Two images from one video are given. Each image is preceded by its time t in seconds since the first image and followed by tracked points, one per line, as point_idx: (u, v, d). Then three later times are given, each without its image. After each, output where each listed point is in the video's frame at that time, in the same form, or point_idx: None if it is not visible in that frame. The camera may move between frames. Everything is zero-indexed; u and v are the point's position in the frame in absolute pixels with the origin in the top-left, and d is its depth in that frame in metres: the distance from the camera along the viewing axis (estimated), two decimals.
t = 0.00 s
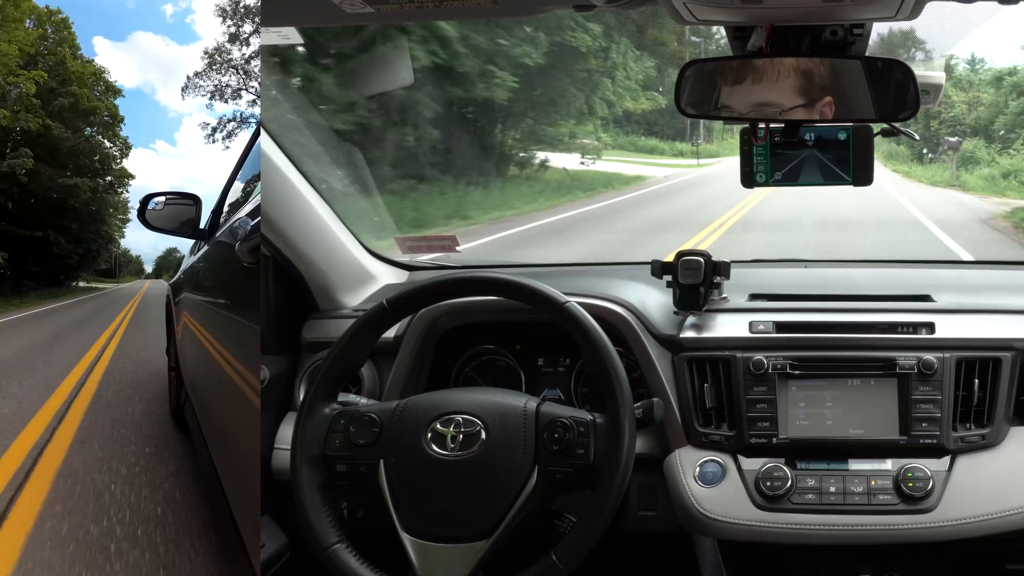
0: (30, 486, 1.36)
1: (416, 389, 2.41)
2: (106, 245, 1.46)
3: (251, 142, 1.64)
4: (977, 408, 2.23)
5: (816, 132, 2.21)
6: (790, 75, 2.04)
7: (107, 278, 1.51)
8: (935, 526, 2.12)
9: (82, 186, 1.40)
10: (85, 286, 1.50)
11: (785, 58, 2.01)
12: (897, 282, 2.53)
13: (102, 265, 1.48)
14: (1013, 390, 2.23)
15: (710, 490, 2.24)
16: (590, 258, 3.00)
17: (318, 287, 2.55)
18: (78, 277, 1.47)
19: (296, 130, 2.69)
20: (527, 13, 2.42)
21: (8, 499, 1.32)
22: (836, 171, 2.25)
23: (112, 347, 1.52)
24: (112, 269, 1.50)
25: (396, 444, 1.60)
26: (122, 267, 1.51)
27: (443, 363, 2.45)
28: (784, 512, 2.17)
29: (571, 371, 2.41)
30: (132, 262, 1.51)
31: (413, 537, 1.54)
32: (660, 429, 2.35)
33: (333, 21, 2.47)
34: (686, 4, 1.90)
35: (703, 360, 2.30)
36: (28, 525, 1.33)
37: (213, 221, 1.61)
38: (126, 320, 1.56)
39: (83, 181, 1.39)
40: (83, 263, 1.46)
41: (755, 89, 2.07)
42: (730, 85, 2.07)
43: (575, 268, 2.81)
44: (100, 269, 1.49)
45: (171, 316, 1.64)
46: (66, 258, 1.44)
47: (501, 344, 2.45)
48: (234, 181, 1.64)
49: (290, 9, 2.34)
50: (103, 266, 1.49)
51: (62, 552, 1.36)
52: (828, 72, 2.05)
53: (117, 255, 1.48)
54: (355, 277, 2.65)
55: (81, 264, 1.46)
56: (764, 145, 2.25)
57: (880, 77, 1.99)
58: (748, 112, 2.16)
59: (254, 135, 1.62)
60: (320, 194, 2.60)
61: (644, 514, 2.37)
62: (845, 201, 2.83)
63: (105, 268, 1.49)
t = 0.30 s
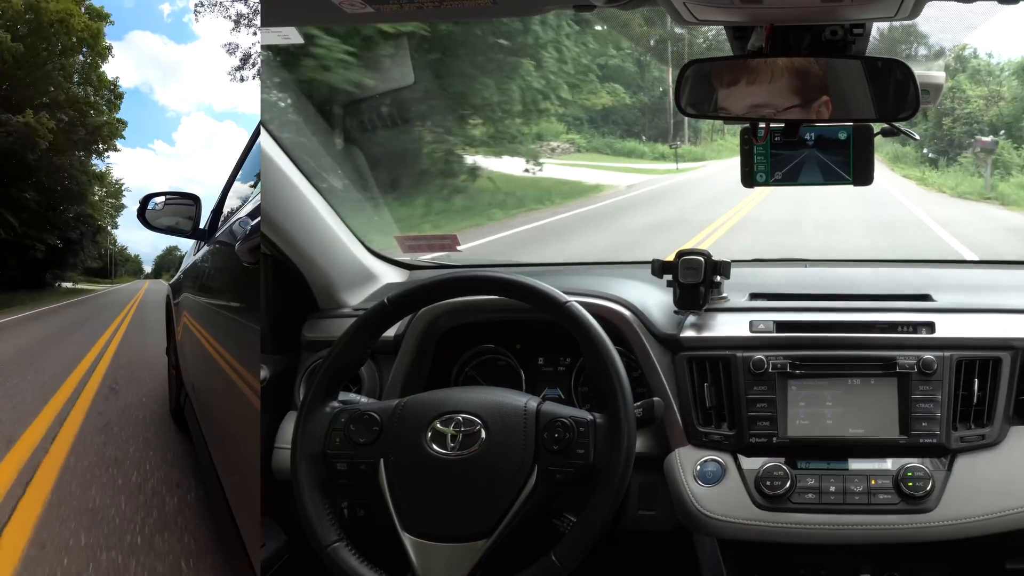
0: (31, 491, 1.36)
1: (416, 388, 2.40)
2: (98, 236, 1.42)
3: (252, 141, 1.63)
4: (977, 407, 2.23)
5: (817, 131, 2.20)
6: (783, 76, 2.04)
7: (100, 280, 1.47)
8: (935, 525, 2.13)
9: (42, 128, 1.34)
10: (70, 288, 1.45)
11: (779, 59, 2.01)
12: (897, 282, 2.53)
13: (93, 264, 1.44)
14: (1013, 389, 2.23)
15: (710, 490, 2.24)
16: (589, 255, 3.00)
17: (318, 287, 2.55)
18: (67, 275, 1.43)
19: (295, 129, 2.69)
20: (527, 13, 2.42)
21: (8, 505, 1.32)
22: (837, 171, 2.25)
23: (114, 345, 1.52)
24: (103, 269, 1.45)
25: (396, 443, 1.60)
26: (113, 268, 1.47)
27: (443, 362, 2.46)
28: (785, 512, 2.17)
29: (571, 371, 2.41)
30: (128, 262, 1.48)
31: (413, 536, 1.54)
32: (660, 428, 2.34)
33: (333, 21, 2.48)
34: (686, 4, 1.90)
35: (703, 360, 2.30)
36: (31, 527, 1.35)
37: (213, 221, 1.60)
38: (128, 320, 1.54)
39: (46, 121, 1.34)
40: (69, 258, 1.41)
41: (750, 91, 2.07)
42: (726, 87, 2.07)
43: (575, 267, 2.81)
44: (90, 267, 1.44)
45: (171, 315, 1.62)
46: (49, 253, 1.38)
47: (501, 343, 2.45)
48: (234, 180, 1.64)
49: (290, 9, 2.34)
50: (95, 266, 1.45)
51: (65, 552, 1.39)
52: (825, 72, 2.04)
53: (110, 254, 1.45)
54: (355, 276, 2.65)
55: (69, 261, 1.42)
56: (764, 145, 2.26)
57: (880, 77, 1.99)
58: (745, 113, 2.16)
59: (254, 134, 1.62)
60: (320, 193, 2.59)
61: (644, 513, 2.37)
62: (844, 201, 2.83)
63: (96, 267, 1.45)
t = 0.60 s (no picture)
0: (35, 491, 1.39)
1: (417, 388, 2.41)
2: (89, 228, 1.39)
3: (251, 143, 1.63)
4: (979, 405, 2.23)
5: (817, 129, 2.20)
6: (783, 75, 2.04)
7: (95, 280, 1.41)
8: (935, 523, 2.13)
9: None
10: (51, 288, 1.39)
11: (775, 57, 2.03)
12: (898, 280, 2.53)
13: (84, 263, 1.40)
14: (1015, 387, 2.23)
15: (712, 488, 2.25)
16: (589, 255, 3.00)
17: (319, 287, 2.56)
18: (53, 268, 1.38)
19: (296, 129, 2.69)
20: (526, 12, 2.42)
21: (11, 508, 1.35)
22: (838, 168, 2.24)
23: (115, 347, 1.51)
24: (98, 269, 1.41)
25: (397, 443, 1.60)
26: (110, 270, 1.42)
27: (445, 361, 2.47)
28: (785, 509, 2.18)
29: (573, 370, 2.42)
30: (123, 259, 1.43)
31: (415, 535, 1.54)
32: (662, 427, 2.34)
33: (333, 21, 2.47)
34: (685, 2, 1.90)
35: (704, 358, 2.30)
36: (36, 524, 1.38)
37: (213, 221, 1.57)
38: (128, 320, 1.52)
39: None
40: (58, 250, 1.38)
41: (748, 90, 2.08)
42: (724, 87, 2.07)
43: (576, 266, 2.81)
44: (77, 264, 1.40)
45: (171, 314, 1.59)
46: (14, 234, 1.33)
47: (503, 342, 2.46)
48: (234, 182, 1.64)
49: (291, 8, 2.34)
50: (85, 264, 1.40)
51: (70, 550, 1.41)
52: (822, 72, 2.05)
53: (103, 254, 1.41)
54: (356, 277, 2.65)
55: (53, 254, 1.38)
56: (764, 143, 2.27)
57: (880, 74, 1.99)
58: (744, 113, 2.15)
59: (254, 135, 1.62)
60: (321, 194, 2.59)
61: (645, 512, 2.37)
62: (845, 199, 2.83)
63: (87, 266, 1.40)
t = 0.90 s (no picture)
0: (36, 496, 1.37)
1: (417, 390, 2.40)
2: (89, 228, 1.32)
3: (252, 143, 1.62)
4: (979, 410, 2.23)
5: (818, 133, 2.21)
6: (786, 77, 2.03)
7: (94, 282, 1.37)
8: (936, 529, 2.12)
9: None
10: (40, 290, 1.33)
11: (779, 61, 2.01)
12: (898, 284, 2.53)
13: (80, 262, 1.34)
14: (1015, 391, 2.22)
15: (712, 493, 2.24)
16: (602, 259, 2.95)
17: (320, 289, 2.56)
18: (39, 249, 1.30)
19: (296, 131, 2.68)
20: (528, 15, 2.41)
21: (12, 513, 1.34)
22: (838, 172, 2.24)
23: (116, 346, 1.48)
24: (97, 270, 1.36)
25: (397, 447, 1.59)
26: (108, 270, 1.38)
27: (445, 363, 2.46)
28: (783, 514, 2.17)
29: (573, 373, 2.42)
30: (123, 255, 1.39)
31: (417, 540, 1.54)
32: (661, 431, 2.34)
33: (334, 22, 2.47)
34: (688, 6, 1.89)
35: (704, 362, 2.29)
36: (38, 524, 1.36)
37: (213, 220, 1.54)
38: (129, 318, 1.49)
39: None
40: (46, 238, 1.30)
41: (750, 92, 2.06)
42: (725, 89, 2.07)
43: (576, 269, 2.81)
44: (67, 259, 1.33)
45: (171, 315, 1.56)
46: None
47: (502, 345, 2.45)
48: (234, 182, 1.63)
49: (291, 10, 2.33)
50: (84, 264, 1.35)
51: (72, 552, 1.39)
52: (824, 74, 2.04)
53: (99, 252, 1.36)
54: (356, 278, 2.65)
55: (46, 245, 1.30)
56: (766, 147, 2.26)
57: (882, 78, 1.99)
58: (745, 114, 2.15)
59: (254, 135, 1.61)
60: (321, 195, 2.58)
61: (645, 515, 2.38)
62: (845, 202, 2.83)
63: (86, 267, 1.35)
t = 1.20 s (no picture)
0: (39, 500, 1.32)
1: (416, 392, 2.41)
2: (81, 223, 1.29)
3: (251, 145, 1.61)
4: (978, 411, 2.23)
5: (817, 135, 2.21)
6: (782, 79, 2.05)
7: (83, 282, 1.34)
8: (936, 530, 2.12)
9: None
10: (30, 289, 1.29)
11: (776, 63, 2.02)
12: (898, 286, 2.53)
13: (70, 260, 1.30)
14: (1014, 393, 2.22)
15: (711, 495, 2.24)
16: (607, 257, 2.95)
17: (319, 291, 2.56)
18: (19, 235, 1.25)
19: (294, 134, 2.69)
20: (528, 18, 2.42)
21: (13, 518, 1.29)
22: (837, 174, 2.25)
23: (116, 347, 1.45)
24: (86, 268, 1.32)
25: (396, 450, 1.59)
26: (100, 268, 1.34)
27: (444, 365, 2.46)
28: (783, 515, 2.17)
29: (572, 375, 2.42)
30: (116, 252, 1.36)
31: (417, 542, 1.54)
32: (660, 433, 2.35)
33: (334, 25, 2.47)
34: (686, 7, 1.90)
35: (703, 364, 2.29)
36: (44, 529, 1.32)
37: (213, 220, 1.55)
38: (130, 318, 1.46)
39: None
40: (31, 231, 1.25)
41: (747, 93, 2.08)
42: (723, 89, 2.09)
43: (575, 272, 2.81)
44: (56, 256, 1.29)
45: (171, 315, 1.54)
46: None
47: (502, 347, 2.45)
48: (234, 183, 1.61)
49: (290, 13, 2.34)
50: (73, 261, 1.30)
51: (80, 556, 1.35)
52: (823, 76, 2.04)
53: (91, 250, 1.31)
54: (355, 280, 2.65)
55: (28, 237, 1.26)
56: (764, 149, 2.26)
57: (880, 80, 1.99)
58: (743, 115, 2.15)
59: (254, 137, 1.59)
60: (320, 198, 2.58)
61: (645, 517, 2.38)
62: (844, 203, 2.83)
63: (76, 265, 1.31)
